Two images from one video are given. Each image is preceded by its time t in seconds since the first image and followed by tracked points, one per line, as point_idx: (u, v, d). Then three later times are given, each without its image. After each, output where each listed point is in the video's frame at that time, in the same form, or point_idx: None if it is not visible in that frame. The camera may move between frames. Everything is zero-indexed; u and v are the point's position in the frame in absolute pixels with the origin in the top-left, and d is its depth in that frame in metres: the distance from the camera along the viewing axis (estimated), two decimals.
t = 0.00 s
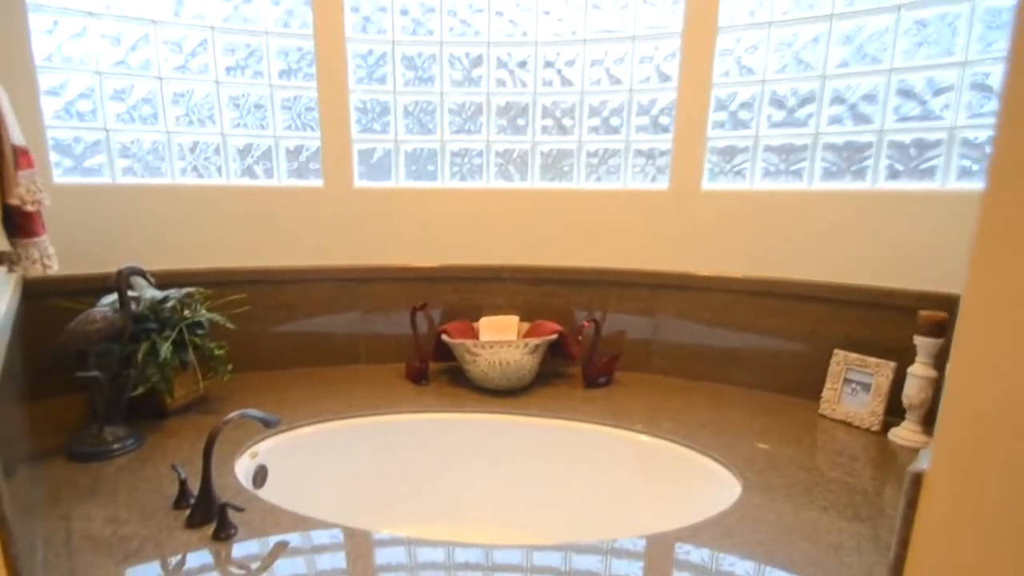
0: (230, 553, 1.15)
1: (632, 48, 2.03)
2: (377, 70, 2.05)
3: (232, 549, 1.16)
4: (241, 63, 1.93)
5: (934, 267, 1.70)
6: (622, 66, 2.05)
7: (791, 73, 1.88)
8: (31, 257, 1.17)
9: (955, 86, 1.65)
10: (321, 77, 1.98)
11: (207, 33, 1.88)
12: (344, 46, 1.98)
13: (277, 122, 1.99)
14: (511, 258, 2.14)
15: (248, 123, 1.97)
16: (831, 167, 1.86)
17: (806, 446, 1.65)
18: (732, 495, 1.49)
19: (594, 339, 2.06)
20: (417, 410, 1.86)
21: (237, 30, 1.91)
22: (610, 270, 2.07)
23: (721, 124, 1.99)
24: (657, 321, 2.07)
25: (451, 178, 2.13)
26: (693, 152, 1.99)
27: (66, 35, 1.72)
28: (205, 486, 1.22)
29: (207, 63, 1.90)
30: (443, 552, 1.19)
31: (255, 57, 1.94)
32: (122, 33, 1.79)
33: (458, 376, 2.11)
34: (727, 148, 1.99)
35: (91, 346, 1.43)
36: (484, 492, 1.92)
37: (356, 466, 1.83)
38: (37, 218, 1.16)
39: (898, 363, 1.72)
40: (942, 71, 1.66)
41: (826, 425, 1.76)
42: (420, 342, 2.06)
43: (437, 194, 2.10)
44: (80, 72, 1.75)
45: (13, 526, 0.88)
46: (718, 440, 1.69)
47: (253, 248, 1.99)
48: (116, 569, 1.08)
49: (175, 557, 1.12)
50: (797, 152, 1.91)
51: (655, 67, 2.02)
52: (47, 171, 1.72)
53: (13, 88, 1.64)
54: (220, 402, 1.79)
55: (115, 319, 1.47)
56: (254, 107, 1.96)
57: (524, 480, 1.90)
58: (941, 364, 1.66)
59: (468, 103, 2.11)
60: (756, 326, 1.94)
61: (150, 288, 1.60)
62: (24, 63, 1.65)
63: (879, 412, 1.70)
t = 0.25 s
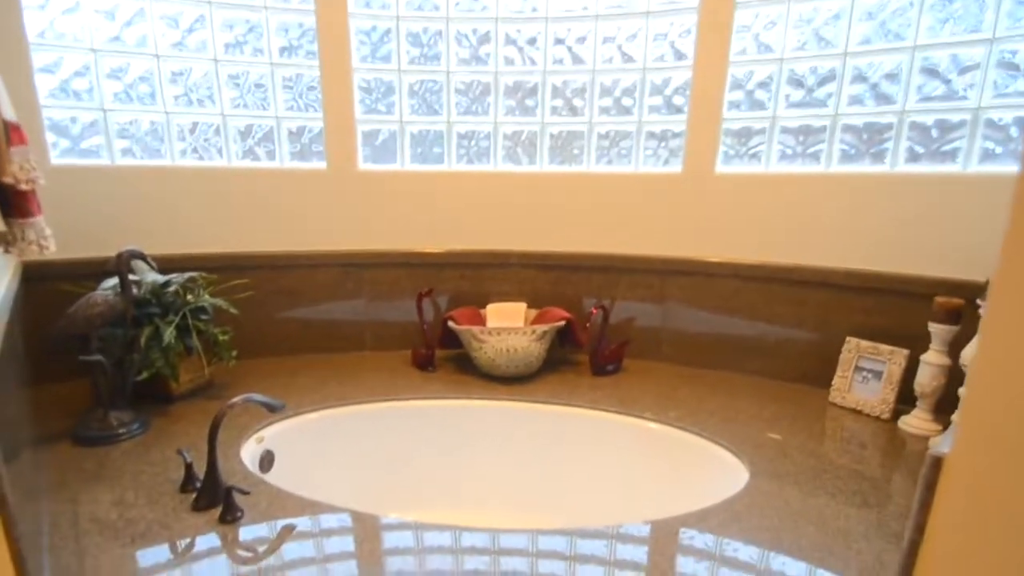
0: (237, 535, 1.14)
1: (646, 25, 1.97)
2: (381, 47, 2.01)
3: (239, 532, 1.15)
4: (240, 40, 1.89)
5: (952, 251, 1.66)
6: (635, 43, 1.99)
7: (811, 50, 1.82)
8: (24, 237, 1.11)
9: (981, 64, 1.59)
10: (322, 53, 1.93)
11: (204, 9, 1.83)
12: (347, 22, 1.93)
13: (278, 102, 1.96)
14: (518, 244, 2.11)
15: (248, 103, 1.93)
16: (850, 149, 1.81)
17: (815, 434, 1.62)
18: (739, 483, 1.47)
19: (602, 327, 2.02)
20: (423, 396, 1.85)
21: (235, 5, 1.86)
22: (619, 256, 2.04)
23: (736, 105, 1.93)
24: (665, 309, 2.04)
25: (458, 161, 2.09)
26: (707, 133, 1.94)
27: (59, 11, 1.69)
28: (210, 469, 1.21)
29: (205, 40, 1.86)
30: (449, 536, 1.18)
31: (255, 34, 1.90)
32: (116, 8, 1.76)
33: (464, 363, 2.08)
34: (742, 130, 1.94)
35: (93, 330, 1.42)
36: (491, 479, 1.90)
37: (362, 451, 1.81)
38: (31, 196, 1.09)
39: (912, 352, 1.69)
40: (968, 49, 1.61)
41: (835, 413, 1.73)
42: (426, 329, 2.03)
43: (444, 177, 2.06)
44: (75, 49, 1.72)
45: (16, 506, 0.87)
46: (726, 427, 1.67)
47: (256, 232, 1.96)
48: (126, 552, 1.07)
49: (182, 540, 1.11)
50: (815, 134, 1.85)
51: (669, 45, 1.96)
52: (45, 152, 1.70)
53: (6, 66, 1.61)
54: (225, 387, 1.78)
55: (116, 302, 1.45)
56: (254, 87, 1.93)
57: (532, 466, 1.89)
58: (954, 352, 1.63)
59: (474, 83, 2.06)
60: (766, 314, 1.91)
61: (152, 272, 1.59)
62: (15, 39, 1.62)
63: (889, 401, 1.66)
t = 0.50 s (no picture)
0: (242, 519, 1.13)
1: None
2: (387, 23, 1.95)
3: (245, 517, 1.13)
4: (240, 14, 1.85)
5: (974, 236, 1.61)
6: (650, 19, 1.93)
7: (832, 27, 1.76)
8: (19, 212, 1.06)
9: (1010, 41, 1.54)
10: (325, 27, 1.88)
11: None
12: None
13: (281, 79, 1.92)
14: (527, 228, 2.07)
15: (249, 79, 1.90)
16: (870, 131, 1.76)
17: (824, 422, 1.59)
18: (746, 471, 1.45)
19: (611, 314, 1.99)
20: (430, 382, 1.83)
21: None
22: (629, 241, 2.00)
23: (754, 84, 1.88)
24: (676, 296, 2.00)
25: (467, 141, 2.05)
26: (722, 113, 1.89)
27: None
28: (215, 453, 1.19)
29: (204, 12, 1.82)
30: (457, 522, 1.17)
31: (256, 8, 1.86)
32: None
33: (471, 349, 2.06)
34: (759, 111, 1.89)
35: (94, 312, 1.41)
36: (499, 465, 1.89)
37: (369, 437, 1.80)
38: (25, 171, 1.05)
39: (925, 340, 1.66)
40: (996, 25, 1.55)
41: (846, 400, 1.70)
42: (434, 315, 2.01)
43: (452, 159, 2.02)
44: (71, 23, 1.69)
45: (16, 489, 0.85)
46: (736, 414, 1.64)
47: (260, 215, 1.94)
48: (135, 536, 1.06)
49: (190, 525, 1.10)
50: (834, 115, 1.80)
51: (686, 21, 1.90)
52: (41, 129, 1.68)
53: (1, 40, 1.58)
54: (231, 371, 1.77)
55: (117, 285, 1.43)
56: (256, 63, 1.89)
57: (538, 452, 1.88)
58: (968, 339, 1.59)
59: (484, 60, 2.01)
60: (778, 301, 1.87)
61: (154, 254, 1.56)
62: (8, 11, 1.59)
63: (901, 389, 1.63)
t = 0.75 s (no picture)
0: (249, 505, 1.12)
1: None
2: None
3: (253, 502, 1.13)
4: None
5: (998, 225, 1.56)
6: None
7: (857, 7, 1.70)
8: (19, 190, 1.02)
9: None
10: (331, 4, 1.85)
11: None
12: None
13: (289, 58, 1.89)
14: (539, 213, 2.03)
15: (256, 58, 1.87)
16: (891, 116, 1.70)
17: (837, 412, 1.56)
18: (758, 460, 1.42)
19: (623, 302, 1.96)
20: (438, 368, 1.81)
21: None
22: (642, 228, 1.96)
23: (773, 66, 1.82)
24: (689, 285, 1.96)
25: (478, 124, 2.02)
26: (740, 96, 1.83)
27: None
28: (221, 436, 1.18)
29: None
30: (466, 508, 1.15)
31: None
32: None
33: (482, 335, 2.04)
34: (778, 94, 1.83)
35: (100, 295, 1.39)
36: (508, 452, 1.88)
37: (377, 423, 1.79)
38: (25, 149, 1.01)
39: (942, 330, 1.62)
40: None
41: (859, 391, 1.67)
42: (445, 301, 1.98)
43: (463, 142, 1.99)
44: None
45: (18, 472, 0.84)
46: (749, 403, 1.61)
47: (269, 198, 1.92)
48: (144, 520, 1.06)
49: (199, 509, 1.10)
50: (855, 98, 1.74)
51: None
52: (44, 107, 1.67)
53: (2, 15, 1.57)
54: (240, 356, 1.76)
55: (123, 267, 1.41)
56: (263, 41, 1.86)
57: (548, 440, 1.86)
58: (986, 330, 1.55)
59: (496, 40, 1.96)
60: (794, 289, 1.83)
61: (159, 237, 1.55)
62: None
63: (916, 379, 1.60)
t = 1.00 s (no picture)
0: (260, 490, 1.11)
1: None
2: None
3: (264, 488, 1.12)
4: None
5: None
6: None
7: None
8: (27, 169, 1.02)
9: None
10: None
11: None
12: None
13: (303, 39, 1.86)
14: (555, 199, 1.99)
15: (270, 38, 1.85)
16: (916, 103, 1.64)
17: (853, 404, 1.53)
18: (772, 450, 1.40)
19: (640, 292, 1.92)
20: (451, 356, 1.80)
21: None
22: (659, 216, 1.92)
23: (797, 50, 1.75)
24: (707, 275, 1.92)
25: (495, 107, 1.98)
26: (763, 80, 1.77)
27: None
28: (233, 420, 1.18)
29: None
30: (479, 496, 1.14)
31: None
32: None
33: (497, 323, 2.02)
34: (802, 79, 1.76)
35: (112, 278, 1.37)
36: (519, 440, 1.87)
37: (388, 409, 1.78)
38: (32, 127, 1.01)
39: (964, 322, 1.57)
40: None
41: (876, 383, 1.63)
42: (460, 289, 1.96)
43: (479, 126, 1.95)
44: None
45: (30, 455, 0.83)
46: (765, 395, 1.58)
47: (282, 181, 1.91)
48: (158, 503, 1.06)
49: (212, 493, 1.10)
50: (881, 85, 1.68)
51: None
52: (55, 86, 1.67)
53: None
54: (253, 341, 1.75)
55: (135, 250, 1.39)
56: (277, 20, 1.84)
57: (559, 429, 1.84)
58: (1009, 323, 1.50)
59: (514, 21, 1.92)
60: (813, 280, 1.79)
61: (170, 220, 1.53)
62: None
63: (934, 372, 1.56)
